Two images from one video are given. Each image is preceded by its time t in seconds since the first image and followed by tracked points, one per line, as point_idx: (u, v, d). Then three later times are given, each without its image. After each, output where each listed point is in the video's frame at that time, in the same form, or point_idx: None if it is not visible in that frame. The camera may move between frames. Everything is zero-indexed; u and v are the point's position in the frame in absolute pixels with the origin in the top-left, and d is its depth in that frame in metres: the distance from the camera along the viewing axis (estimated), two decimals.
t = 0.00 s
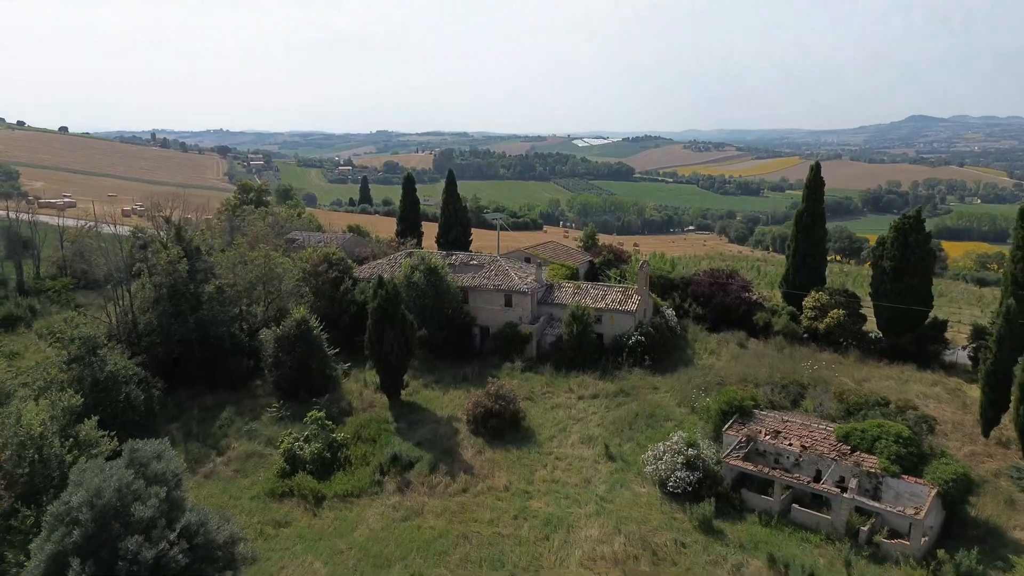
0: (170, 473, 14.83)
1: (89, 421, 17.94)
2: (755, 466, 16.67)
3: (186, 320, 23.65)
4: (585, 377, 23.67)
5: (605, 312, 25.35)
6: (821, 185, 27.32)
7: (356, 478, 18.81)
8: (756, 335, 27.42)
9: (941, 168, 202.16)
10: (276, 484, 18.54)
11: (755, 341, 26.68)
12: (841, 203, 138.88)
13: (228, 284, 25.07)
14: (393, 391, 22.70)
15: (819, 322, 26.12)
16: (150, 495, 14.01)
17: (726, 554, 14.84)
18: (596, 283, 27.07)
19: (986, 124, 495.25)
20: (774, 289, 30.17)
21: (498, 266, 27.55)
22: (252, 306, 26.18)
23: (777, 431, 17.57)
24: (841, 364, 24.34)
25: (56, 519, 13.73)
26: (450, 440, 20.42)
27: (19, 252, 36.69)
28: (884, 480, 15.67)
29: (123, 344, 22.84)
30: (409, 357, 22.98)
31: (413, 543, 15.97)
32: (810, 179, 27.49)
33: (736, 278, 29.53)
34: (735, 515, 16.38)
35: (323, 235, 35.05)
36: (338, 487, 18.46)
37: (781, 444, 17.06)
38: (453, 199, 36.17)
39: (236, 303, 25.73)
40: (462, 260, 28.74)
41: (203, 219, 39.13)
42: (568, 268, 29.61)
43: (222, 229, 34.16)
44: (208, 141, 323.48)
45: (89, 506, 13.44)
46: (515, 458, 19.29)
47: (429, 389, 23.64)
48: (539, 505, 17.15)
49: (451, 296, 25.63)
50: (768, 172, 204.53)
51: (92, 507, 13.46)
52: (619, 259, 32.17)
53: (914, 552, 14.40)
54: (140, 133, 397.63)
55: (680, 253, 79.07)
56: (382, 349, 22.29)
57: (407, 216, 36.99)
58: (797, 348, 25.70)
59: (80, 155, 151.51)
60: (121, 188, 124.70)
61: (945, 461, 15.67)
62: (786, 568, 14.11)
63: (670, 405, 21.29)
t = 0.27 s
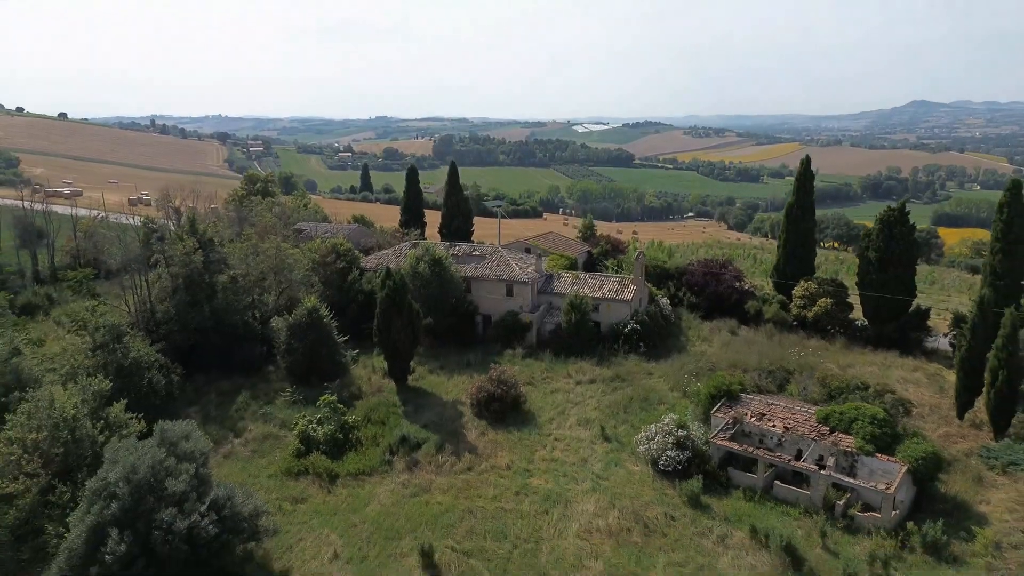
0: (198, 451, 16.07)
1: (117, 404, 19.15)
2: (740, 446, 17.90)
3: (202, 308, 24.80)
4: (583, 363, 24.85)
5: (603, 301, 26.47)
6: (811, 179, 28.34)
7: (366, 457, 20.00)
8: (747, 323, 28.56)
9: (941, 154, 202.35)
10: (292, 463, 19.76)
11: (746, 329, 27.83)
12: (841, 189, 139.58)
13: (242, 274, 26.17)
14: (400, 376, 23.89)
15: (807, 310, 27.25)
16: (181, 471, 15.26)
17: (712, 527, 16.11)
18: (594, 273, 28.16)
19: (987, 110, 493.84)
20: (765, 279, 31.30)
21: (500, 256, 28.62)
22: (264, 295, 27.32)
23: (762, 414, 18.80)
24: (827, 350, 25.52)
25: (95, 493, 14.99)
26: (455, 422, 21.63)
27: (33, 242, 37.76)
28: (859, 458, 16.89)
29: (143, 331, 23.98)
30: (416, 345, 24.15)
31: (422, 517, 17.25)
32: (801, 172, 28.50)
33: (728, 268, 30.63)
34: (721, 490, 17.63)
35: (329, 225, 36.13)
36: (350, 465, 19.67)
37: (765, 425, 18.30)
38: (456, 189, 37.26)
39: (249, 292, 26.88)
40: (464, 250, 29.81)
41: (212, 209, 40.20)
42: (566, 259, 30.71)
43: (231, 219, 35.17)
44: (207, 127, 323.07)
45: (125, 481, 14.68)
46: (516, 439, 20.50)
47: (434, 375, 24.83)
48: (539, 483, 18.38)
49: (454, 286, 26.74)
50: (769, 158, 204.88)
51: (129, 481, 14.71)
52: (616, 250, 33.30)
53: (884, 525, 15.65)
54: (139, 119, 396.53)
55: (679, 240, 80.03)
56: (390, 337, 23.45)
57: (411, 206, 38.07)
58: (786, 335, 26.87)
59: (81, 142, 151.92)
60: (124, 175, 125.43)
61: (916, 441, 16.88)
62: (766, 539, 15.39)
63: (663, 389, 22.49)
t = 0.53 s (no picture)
0: (222, 431, 17.37)
1: (141, 388, 20.42)
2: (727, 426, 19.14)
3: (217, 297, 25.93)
4: (581, 348, 26.02)
5: (600, 290, 27.59)
6: (801, 171, 29.34)
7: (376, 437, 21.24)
8: (739, 310, 29.70)
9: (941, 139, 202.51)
10: (306, 443, 20.99)
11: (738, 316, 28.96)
12: (840, 175, 140.19)
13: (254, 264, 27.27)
14: (406, 362, 25.07)
15: (797, 298, 28.38)
16: (208, 449, 16.55)
17: (699, 500, 17.36)
18: (592, 263, 29.25)
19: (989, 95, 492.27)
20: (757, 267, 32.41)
21: (501, 246, 29.69)
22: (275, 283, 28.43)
23: (748, 397, 20.03)
24: (815, 336, 26.69)
25: (128, 469, 16.28)
26: (459, 404, 22.83)
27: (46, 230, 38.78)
28: (838, 436, 18.15)
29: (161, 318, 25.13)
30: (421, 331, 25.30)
31: (430, 492, 18.49)
32: (792, 164, 29.53)
33: (722, 257, 31.71)
34: (709, 467, 18.89)
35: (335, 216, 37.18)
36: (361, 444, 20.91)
37: (750, 407, 19.53)
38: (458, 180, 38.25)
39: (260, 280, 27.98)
40: (467, 240, 30.88)
41: (220, 199, 41.22)
42: (565, 249, 31.80)
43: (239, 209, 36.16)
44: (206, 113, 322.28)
45: (157, 457, 15.97)
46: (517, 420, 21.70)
47: (439, 360, 26.02)
48: (539, 460, 19.62)
49: (458, 275, 27.83)
50: (768, 144, 205.09)
51: (160, 457, 16.03)
52: (614, 240, 34.38)
53: (860, 498, 16.90)
54: (138, 105, 395.18)
55: (678, 228, 81.04)
56: (397, 324, 24.60)
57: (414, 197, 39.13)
58: (776, 322, 28.02)
59: (81, 128, 152.17)
60: (126, 162, 125.98)
61: (891, 421, 18.09)
62: (749, 511, 16.64)
63: (657, 373, 23.67)
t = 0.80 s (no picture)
0: (243, 411, 18.62)
1: (164, 371, 21.67)
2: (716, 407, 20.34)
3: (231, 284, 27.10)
4: (579, 334, 27.22)
5: (598, 278, 28.74)
6: (793, 163, 30.37)
7: (386, 417, 22.48)
8: (732, 297, 30.86)
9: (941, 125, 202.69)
10: (319, 423, 22.22)
11: (730, 303, 30.12)
12: (839, 161, 140.69)
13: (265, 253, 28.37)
14: (413, 347, 26.27)
15: (787, 285, 29.54)
16: (231, 427, 17.82)
17: (689, 476, 18.61)
18: (590, 252, 30.37)
19: (992, 80, 490.35)
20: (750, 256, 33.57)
21: (502, 236, 30.80)
22: (285, 272, 29.57)
23: (737, 380, 21.25)
24: (803, 322, 27.90)
25: (157, 446, 17.54)
26: (463, 387, 24.06)
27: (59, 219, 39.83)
28: (819, 416, 19.40)
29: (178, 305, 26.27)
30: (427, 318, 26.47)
31: (437, 468, 19.73)
32: (784, 156, 30.56)
33: (716, 246, 32.82)
34: (699, 445, 20.14)
35: (341, 205, 38.22)
36: (370, 424, 22.13)
37: (738, 389, 20.77)
38: (461, 170, 39.28)
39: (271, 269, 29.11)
40: (470, 230, 31.97)
41: (229, 188, 42.28)
42: (564, 238, 32.93)
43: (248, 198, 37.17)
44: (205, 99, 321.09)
45: (184, 435, 17.25)
46: (519, 402, 22.93)
47: (444, 345, 27.24)
48: (539, 439, 20.85)
49: (461, 264, 28.97)
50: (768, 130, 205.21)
51: (187, 435, 17.29)
52: (612, 229, 35.52)
53: (837, 472, 18.17)
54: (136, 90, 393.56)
55: (677, 215, 81.98)
56: (404, 311, 25.76)
57: (418, 187, 40.27)
58: (767, 309, 29.20)
59: (82, 115, 152.38)
60: (128, 148, 126.52)
61: (869, 402, 19.33)
62: (734, 485, 17.91)
63: (651, 357, 24.90)
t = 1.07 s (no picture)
0: (261, 392, 19.85)
1: (184, 354, 22.88)
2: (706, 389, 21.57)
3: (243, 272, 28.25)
4: (577, 319, 28.40)
5: (596, 266, 29.86)
6: (785, 155, 31.40)
7: (394, 398, 23.72)
8: (724, 284, 32.01)
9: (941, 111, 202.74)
10: (331, 403, 23.44)
11: (723, 289, 31.28)
12: (838, 147, 141.19)
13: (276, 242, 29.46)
14: (418, 332, 27.44)
15: (778, 273, 30.68)
16: (251, 407, 19.05)
17: (679, 452, 19.87)
18: (588, 241, 31.46)
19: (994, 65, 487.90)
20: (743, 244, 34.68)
21: (504, 225, 31.87)
22: (295, 260, 30.70)
23: (726, 363, 22.46)
24: (792, 308, 29.06)
25: (182, 424, 18.79)
26: (467, 370, 25.28)
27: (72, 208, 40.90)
28: (802, 396, 20.66)
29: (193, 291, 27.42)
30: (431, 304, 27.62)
31: (443, 445, 20.99)
32: (777, 148, 31.58)
33: (710, 234, 33.91)
34: (689, 424, 21.40)
35: (346, 195, 39.25)
36: (379, 405, 23.36)
37: (727, 371, 21.99)
38: (462, 160, 40.27)
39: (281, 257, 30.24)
40: (472, 220, 33.04)
41: (236, 178, 43.31)
42: (563, 227, 34.02)
43: (256, 187, 38.17)
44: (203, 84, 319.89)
45: (208, 414, 18.49)
46: (520, 384, 24.16)
47: (448, 330, 28.43)
48: (539, 418, 22.09)
49: (464, 252, 30.07)
50: (768, 116, 205.30)
51: (210, 414, 18.53)
52: (609, 219, 36.62)
53: (818, 449, 19.44)
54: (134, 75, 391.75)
55: (675, 202, 82.91)
56: (410, 298, 26.92)
57: (421, 176, 41.27)
58: (758, 295, 30.37)
59: (82, 101, 152.61)
60: (129, 135, 127.02)
61: (850, 384, 20.56)
62: (721, 460, 19.16)
63: (646, 341, 26.10)
